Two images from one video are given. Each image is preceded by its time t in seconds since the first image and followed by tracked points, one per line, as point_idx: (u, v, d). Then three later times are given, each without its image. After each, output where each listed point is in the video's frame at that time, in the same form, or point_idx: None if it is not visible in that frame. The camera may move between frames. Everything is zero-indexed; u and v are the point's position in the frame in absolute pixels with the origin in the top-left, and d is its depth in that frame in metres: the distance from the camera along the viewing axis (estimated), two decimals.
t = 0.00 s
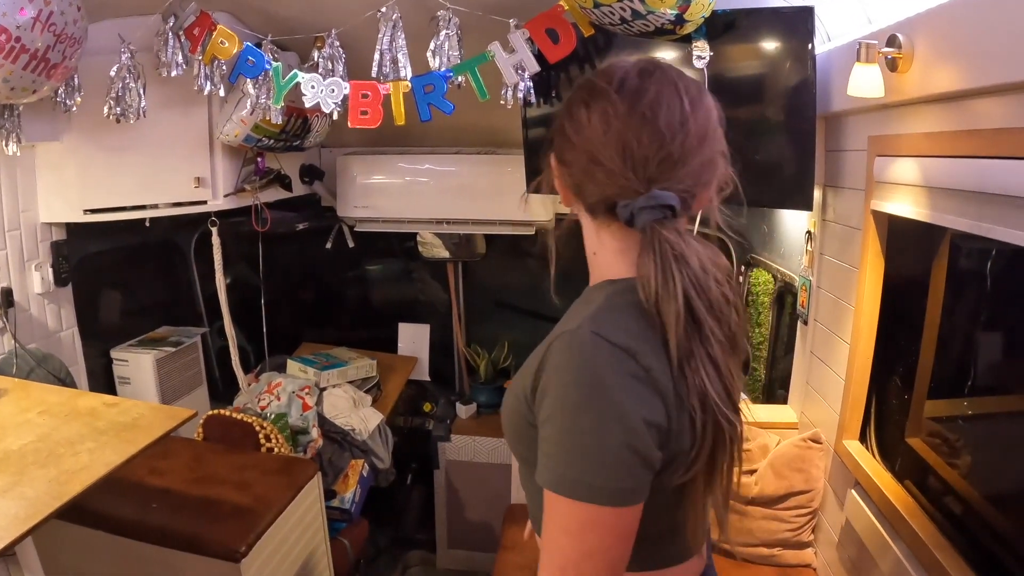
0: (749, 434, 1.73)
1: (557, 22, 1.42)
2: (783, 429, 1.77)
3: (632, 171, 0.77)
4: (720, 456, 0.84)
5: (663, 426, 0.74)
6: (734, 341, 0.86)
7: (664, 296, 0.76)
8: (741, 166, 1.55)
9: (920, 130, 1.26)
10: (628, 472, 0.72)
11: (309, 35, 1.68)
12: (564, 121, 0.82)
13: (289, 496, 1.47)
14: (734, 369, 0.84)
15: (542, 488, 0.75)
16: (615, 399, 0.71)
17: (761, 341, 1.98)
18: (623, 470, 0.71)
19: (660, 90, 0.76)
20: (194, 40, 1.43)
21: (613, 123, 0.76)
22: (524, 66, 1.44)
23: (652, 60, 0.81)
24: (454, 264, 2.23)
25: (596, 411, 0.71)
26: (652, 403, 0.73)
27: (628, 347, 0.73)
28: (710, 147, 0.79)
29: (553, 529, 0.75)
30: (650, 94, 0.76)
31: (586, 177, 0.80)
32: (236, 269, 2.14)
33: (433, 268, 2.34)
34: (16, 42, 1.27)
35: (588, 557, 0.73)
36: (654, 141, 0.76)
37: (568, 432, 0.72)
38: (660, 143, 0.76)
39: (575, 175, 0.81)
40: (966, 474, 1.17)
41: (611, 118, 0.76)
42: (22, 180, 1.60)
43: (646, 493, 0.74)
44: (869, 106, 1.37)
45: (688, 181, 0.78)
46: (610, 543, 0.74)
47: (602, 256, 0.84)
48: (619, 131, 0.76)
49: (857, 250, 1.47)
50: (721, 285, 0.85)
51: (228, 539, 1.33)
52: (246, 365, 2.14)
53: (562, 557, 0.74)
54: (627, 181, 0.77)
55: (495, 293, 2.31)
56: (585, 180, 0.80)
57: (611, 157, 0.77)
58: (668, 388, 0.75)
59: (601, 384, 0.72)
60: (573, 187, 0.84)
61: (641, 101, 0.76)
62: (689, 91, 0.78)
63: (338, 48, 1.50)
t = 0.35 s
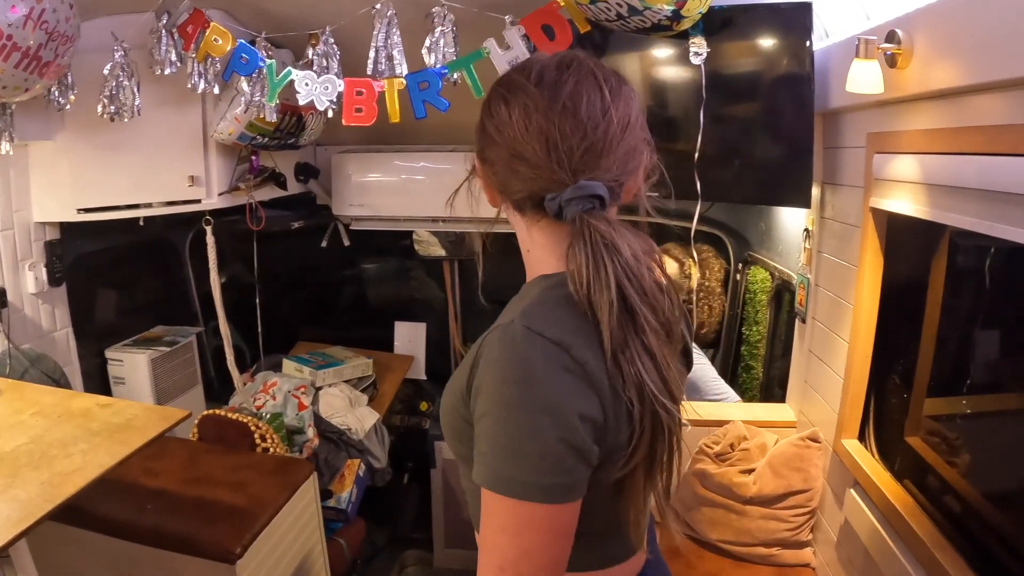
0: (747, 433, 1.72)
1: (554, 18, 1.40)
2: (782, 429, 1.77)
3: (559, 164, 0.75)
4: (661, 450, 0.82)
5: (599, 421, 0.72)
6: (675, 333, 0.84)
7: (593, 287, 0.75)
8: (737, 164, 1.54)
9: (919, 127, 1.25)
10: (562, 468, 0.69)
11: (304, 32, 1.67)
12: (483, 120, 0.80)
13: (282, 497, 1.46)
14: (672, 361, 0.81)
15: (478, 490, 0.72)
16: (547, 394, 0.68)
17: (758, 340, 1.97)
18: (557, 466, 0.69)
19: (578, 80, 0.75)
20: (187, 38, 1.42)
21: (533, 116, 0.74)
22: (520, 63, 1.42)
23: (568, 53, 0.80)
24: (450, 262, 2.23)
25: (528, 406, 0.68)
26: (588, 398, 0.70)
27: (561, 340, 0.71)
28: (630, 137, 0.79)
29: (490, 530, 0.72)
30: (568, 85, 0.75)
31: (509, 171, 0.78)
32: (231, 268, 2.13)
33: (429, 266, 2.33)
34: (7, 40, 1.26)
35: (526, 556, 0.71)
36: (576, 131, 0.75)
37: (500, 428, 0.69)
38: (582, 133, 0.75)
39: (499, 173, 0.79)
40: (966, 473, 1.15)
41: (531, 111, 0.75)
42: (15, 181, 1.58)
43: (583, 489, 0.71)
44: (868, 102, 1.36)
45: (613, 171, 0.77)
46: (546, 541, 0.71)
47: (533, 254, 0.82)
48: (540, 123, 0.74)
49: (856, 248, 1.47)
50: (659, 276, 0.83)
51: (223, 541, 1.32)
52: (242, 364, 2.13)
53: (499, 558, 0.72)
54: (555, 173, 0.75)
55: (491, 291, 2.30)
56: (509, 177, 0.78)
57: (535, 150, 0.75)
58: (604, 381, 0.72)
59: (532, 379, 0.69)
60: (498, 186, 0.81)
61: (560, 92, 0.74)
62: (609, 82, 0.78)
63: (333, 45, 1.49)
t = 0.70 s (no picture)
0: (748, 432, 1.72)
1: (554, 16, 1.39)
2: (780, 427, 1.76)
3: (539, 173, 0.74)
4: (644, 445, 0.82)
5: (576, 415, 0.71)
6: (658, 328, 0.84)
7: (577, 287, 0.73)
8: (737, 162, 1.53)
9: (921, 125, 1.24)
10: (541, 463, 0.68)
11: (301, 29, 1.66)
12: (450, 124, 0.76)
13: (278, 497, 1.45)
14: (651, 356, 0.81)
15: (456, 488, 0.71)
16: (525, 392, 0.67)
17: (757, 338, 1.98)
18: (537, 464, 0.68)
19: (557, 88, 0.72)
20: (184, 34, 1.40)
21: (514, 127, 0.71)
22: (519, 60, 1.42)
23: (535, 51, 0.76)
24: (448, 260, 2.22)
25: (506, 404, 0.67)
26: (565, 393, 0.70)
27: (537, 335, 0.70)
28: (604, 141, 0.78)
29: (469, 528, 0.71)
30: (547, 94, 0.72)
31: (488, 184, 0.75)
32: (227, 267, 2.12)
33: (426, 265, 2.33)
34: (2, 36, 1.25)
35: (512, 553, 0.70)
36: (556, 141, 0.73)
37: (478, 426, 0.68)
38: (564, 142, 0.74)
39: (475, 182, 0.76)
40: (966, 472, 1.15)
41: (510, 121, 0.71)
42: (9, 178, 1.57)
43: (562, 485, 0.71)
44: (869, 100, 1.35)
45: (592, 175, 0.78)
46: (526, 537, 0.70)
47: (509, 259, 0.81)
48: (522, 135, 0.72)
49: (857, 247, 1.46)
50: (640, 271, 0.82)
51: (219, 541, 1.31)
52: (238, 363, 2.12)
53: (478, 556, 0.71)
54: (537, 183, 0.74)
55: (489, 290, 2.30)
56: (487, 187, 0.76)
57: (516, 161, 0.73)
58: (581, 376, 0.71)
59: (508, 375, 0.68)
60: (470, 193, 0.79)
61: (539, 100, 0.71)
62: (582, 84, 0.76)
63: (330, 42, 1.48)
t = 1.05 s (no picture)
0: (749, 429, 1.71)
1: (556, 13, 1.39)
2: (782, 425, 1.76)
3: (568, 172, 0.73)
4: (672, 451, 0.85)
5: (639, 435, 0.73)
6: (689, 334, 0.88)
7: (629, 295, 0.77)
8: (738, 159, 1.53)
9: (924, 121, 1.24)
10: (613, 489, 0.70)
11: (302, 25, 1.66)
12: (466, 124, 0.73)
13: (280, 496, 1.44)
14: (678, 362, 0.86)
15: (522, 517, 0.71)
16: (602, 420, 0.68)
17: (758, 336, 1.97)
18: (604, 490, 0.68)
19: (576, 82, 0.71)
20: (185, 31, 1.40)
21: (541, 125, 0.69)
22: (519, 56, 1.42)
23: (546, 44, 0.74)
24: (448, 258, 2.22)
25: (577, 431, 0.67)
26: (631, 415, 0.72)
27: (605, 359, 0.71)
28: (620, 135, 0.77)
29: (532, 554, 0.71)
30: (569, 88, 0.70)
31: (515, 185, 0.73)
32: (226, 265, 2.12)
33: (425, 262, 2.33)
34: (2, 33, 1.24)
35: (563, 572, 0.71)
36: (583, 137, 0.72)
37: (551, 456, 0.68)
38: (588, 138, 0.72)
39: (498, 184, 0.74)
40: (968, 468, 1.15)
41: (536, 120, 0.69)
42: (8, 175, 1.55)
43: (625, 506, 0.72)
44: (871, 96, 1.35)
45: (613, 168, 0.77)
46: (592, 560, 0.71)
47: (531, 263, 0.79)
48: (549, 132, 0.70)
49: (859, 243, 1.45)
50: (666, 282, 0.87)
51: (221, 539, 1.31)
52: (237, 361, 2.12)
53: None
54: (567, 182, 0.73)
55: (489, 287, 2.30)
56: (512, 189, 0.73)
57: (545, 161, 0.71)
58: (638, 393, 0.74)
59: (587, 405, 0.68)
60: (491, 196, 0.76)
61: (562, 96, 0.70)
62: (594, 74, 0.74)
63: (331, 38, 1.48)
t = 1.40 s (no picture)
0: (736, 424, 1.72)
1: (543, 9, 1.39)
2: (770, 420, 1.77)
3: (587, 166, 0.71)
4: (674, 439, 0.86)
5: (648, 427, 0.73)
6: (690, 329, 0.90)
7: (641, 290, 0.77)
8: (726, 155, 1.54)
9: (910, 117, 1.24)
10: (628, 483, 0.69)
11: (291, 22, 1.66)
12: (483, 104, 0.69)
13: (269, 493, 1.44)
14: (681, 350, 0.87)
15: (538, 519, 0.70)
16: (612, 415, 0.67)
17: (747, 332, 1.98)
18: (617, 487, 0.68)
19: (602, 75, 0.70)
20: (173, 27, 1.39)
21: (569, 114, 0.68)
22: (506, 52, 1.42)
23: (567, 34, 0.73)
24: (438, 256, 2.22)
25: (587, 431, 0.66)
26: (640, 406, 0.71)
27: (612, 353, 0.70)
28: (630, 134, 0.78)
29: (548, 556, 0.70)
30: (595, 81, 0.70)
31: (534, 174, 0.70)
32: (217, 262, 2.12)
33: (417, 260, 2.33)
34: None
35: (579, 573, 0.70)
36: (604, 131, 0.71)
37: (563, 455, 0.66)
38: (609, 132, 0.71)
39: (511, 170, 0.71)
40: (955, 463, 1.15)
41: (565, 108, 0.68)
42: None
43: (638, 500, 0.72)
44: (858, 92, 1.35)
45: (622, 166, 0.77)
46: (610, 556, 0.71)
47: (532, 258, 0.77)
48: (575, 121, 0.68)
49: (845, 239, 1.46)
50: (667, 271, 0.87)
51: (209, 536, 1.30)
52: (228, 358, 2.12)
53: None
54: (586, 176, 0.71)
55: (480, 284, 2.30)
56: (528, 178, 0.71)
57: (568, 152, 0.70)
58: (646, 383, 0.74)
59: (596, 401, 0.67)
60: (501, 184, 0.73)
61: (590, 88, 0.69)
62: (613, 69, 0.74)
63: (319, 35, 1.48)
